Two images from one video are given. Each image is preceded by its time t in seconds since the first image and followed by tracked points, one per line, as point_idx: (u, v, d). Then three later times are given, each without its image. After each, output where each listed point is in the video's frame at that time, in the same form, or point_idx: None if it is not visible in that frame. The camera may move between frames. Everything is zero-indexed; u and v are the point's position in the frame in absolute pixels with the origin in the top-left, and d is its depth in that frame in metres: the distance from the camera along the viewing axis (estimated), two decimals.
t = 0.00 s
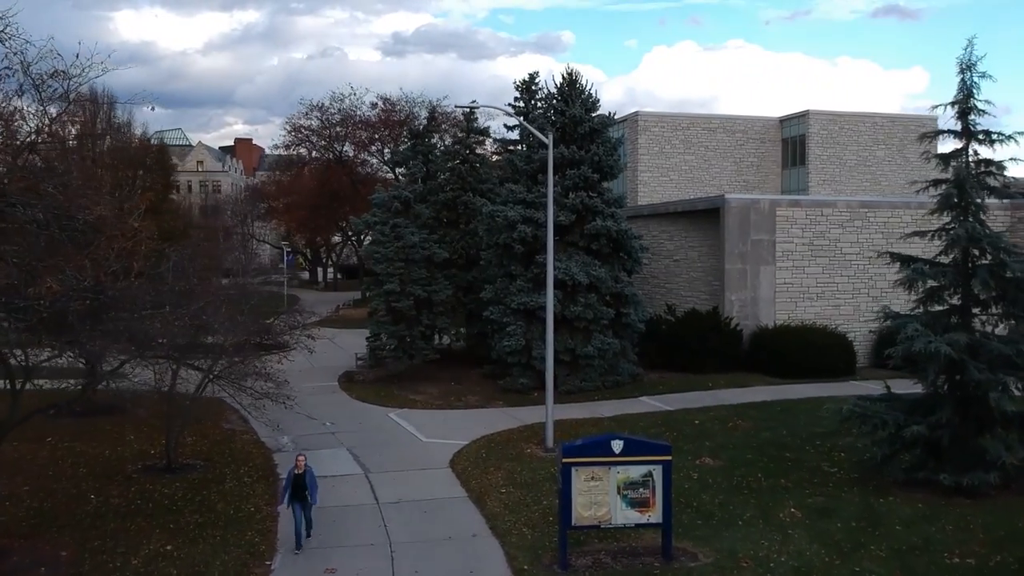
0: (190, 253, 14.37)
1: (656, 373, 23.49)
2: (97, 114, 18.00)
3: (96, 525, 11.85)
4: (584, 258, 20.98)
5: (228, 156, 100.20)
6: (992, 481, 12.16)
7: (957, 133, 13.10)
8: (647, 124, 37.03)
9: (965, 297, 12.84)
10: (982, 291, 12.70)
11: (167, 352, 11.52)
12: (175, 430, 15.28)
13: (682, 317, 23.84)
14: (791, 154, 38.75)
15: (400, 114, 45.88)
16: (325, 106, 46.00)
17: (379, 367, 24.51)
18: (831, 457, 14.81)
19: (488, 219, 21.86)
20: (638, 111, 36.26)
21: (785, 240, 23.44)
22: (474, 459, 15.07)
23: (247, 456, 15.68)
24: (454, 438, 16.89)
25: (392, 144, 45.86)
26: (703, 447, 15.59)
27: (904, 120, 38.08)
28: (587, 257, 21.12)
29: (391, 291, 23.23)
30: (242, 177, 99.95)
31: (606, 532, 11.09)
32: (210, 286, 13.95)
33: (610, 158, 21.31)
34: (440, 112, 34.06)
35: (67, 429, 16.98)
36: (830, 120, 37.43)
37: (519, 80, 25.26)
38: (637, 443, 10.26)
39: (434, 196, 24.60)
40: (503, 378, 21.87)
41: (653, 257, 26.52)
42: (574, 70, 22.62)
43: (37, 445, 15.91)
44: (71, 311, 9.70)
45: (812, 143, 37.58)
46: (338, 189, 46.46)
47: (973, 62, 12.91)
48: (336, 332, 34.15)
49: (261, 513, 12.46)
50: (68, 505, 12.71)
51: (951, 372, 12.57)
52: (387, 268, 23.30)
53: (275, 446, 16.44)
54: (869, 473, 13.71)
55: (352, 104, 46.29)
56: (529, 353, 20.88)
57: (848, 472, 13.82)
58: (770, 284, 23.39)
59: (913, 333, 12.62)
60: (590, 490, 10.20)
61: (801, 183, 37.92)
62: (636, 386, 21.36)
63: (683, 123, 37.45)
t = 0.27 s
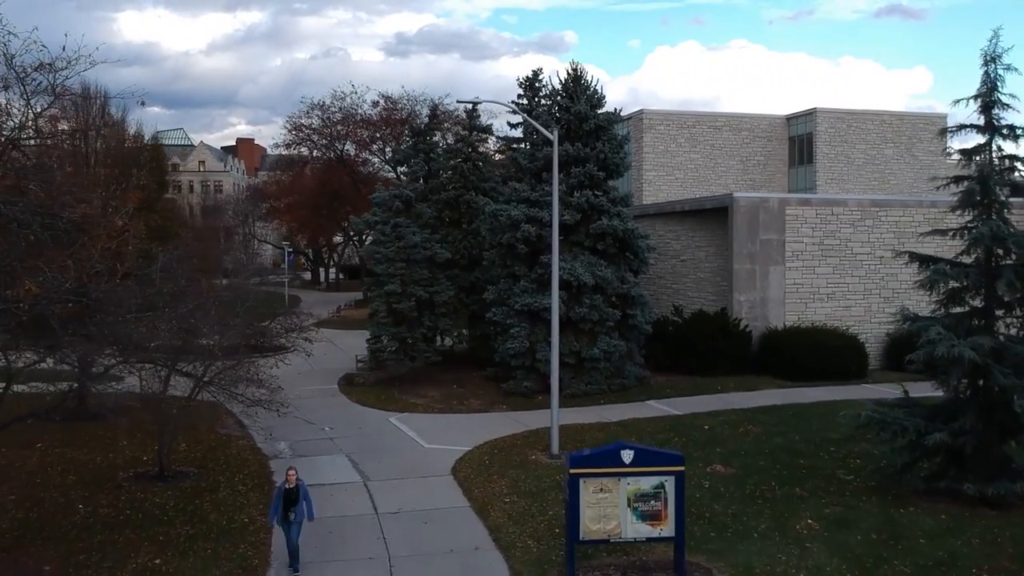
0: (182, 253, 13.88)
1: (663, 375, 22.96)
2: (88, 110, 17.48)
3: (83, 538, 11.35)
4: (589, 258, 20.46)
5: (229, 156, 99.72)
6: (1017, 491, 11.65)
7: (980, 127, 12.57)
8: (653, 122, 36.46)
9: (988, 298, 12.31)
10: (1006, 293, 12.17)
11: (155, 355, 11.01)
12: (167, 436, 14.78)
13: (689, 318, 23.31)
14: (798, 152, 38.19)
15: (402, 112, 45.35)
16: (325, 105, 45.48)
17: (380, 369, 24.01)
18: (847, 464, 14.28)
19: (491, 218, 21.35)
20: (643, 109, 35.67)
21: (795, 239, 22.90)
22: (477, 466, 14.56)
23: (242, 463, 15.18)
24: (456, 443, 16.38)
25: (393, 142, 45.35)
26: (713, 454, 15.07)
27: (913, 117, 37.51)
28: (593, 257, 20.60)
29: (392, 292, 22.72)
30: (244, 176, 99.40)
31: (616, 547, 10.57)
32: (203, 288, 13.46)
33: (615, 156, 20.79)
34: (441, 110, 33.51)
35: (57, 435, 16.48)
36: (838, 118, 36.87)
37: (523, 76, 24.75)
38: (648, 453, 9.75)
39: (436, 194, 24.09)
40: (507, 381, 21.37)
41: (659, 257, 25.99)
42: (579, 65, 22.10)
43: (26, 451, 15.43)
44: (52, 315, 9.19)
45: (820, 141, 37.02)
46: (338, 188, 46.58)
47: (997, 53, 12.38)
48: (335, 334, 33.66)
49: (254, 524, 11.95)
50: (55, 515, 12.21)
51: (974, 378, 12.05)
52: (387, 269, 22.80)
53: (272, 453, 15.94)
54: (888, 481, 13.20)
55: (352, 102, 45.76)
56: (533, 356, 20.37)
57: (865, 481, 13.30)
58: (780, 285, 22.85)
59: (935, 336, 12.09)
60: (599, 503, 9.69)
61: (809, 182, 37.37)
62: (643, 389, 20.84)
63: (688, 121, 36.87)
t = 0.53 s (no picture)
0: (175, 256, 13.39)
1: (670, 380, 22.44)
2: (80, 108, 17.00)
3: (69, 554, 10.86)
4: (595, 261, 19.95)
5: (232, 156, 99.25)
6: None
7: (1006, 125, 12.04)
8: (659, 121, 35.92)
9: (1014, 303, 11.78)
10: None
11: (142, 364, 10.51)
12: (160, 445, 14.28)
13: (697, 321, 22.78)
14: (806, 152, 37.67)
15: (404, 111, 44.89)
16: (327, 104, 45.03)
17: (381, 374, 23.51)
18: (864, 475, 13.76)
19: (495, 219, 20.84)
20: (649, 108, 35.14)
21: (806, 240, 22.37)
22: (480, 477, 14.05)
23: (238, 472, 14.69)
24: (459, 452, 15.88)
25: (396, 142, 44.86)
26: (725, 464, 14.56)
27: (923, 116, 36.95)
28: (599, 259, 20.09)
29: (393, 295, 22.22)
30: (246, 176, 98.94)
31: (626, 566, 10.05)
32: (196, 293, 12.96)
33: (622, 155, 20.28)
34: (443, 109, 33.02)
35: (48, 443, 16.00)
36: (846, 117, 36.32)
37: (527, 74, 24.25)
38: (661, 468, 9.22)
39: (439, 195, 23.59)
40: (511, 386, 20.86)
41: (666, 259, 25.47)
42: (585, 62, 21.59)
43: (16, 460, 14.97)
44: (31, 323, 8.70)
45: (828, 140, 36.49)
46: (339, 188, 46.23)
47: None
48: (336, 337, 33.19)
49: (248, 539, 11.44)
50: (41, 530, 11.72)
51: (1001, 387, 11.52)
52: (388, 271, 22.29)
53: (269, 462, 15.45)
54: (908, 494, 12.68)
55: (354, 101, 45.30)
56: (538, 360, 19.86)
57: (884, 494, 12.78)
58: (790, 287, 22.32)
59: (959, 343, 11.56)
60: (609, 522, 9.17)
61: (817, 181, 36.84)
62: (651, 394, 20.32)
63: (695, 120, 36.33)
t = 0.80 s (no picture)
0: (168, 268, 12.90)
1: (678, 390, 21.93)
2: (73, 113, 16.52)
3: None
4: (602, 268, 19.45)
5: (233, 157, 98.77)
6: None
7: None
8: (664, 123, 35.38)
9: None
10: None
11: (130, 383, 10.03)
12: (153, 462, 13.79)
13: (705, 330, 22.27)
14: (814, 154, 37.14)
15: (406, 113, 44.42)
16: (328, 106, 44.57)
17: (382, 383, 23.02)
18: (883, 495, 13.25)
19: (499, 225, 20.34)
20: (654, 110, 34.61)
21: (817, 246, 21.85)
22: (485, 496, 13.56)
23: (234, 490, 14.20)
24: (462, 468, 15.38)
25: (398, 144, 44.38)
26: (738, 482, 14.05)
27: (932, 118, 36.41)
28: (606, 267, 19.58)
29: (395, 302, 21.72)
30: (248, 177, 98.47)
31: None
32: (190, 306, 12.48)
33: (630, 160, 19.77)
34: (446, 111, 32.51)
35: (38, 459, 15.50)
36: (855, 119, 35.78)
37: (532, 76, 23.73)
38: (676, 496, 8.70)
39: (441, 200, 23.10)
40: (515, 396, 20.36)
41: (673, 264, 24.95)
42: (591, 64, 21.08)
43: (5, 477, 14.50)
44: (10, 346, 8.22)
45: (837, 143, 35.95)
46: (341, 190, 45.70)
47: None
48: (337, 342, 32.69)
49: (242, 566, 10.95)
50: (27, 555, 11.23)
51: None
52: (390, 278, 21.79)
53: (266, 479, 14.95)
54: (930, 516, 12.17)
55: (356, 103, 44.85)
56: (543, 371, 19.36)
57: (905, 516, 12.27)
58: (801, 295, 21.79)
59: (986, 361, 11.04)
60: (622, 554, 8.66)
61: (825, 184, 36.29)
62: (659, 405, 19.81)
63: (701, 122, 35.80)
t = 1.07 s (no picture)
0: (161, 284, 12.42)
1: (687, 402, 21.41)
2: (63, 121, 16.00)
3: None
4: (609, 279, 18.95)
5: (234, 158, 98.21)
6: None
7: None
8: (670, 127, 34.82)
9: None
10: None
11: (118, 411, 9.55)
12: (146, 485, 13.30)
13: (715, 340, 21.75)
14: (822, 158, 36.57)
15: (408, 116, 43.93)
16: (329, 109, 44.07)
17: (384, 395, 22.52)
18: (904, 520, 12.74)
19: (504, 235, 19.85)
20: (660, 114, 34.06)
21: (829, 255, 21.33)
22: (490, 520, 13.07)
23: (231, 513, 13.71)
24: (466, 488, 14.89)
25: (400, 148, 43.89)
26: (752, 505, 13.55)
27: (942, 121, 35.85)
28: (613, 278, 19.08)
29: (397, 313, 21.24)
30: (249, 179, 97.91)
31: None
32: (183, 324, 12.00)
33: (637, 167, 19.27)
34: (448, 115, 31.98)
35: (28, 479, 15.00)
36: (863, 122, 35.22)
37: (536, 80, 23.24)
38: (693, 536, 8.21)
39: (444, 207, 22.60)
40: (520, 410, 19.86)
41: (681, 272, 24.43)
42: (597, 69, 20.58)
43: None
44: None
45: (845, 146, 35.40)
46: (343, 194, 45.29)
47: None
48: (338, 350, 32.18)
49: None
50: None
51: None
52: (392, 288, 21.30)
53: (264, 500, 14.46)
54: (955, 545, 11.66)
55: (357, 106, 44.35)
56: (549, 384, 18.86)
57: (929, 545, 11.77)
58: (812, 305, 21.28)
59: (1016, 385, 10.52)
60: None
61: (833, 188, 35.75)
62: (668, 419, 19.30)
63: (707, 125, 35.23)
